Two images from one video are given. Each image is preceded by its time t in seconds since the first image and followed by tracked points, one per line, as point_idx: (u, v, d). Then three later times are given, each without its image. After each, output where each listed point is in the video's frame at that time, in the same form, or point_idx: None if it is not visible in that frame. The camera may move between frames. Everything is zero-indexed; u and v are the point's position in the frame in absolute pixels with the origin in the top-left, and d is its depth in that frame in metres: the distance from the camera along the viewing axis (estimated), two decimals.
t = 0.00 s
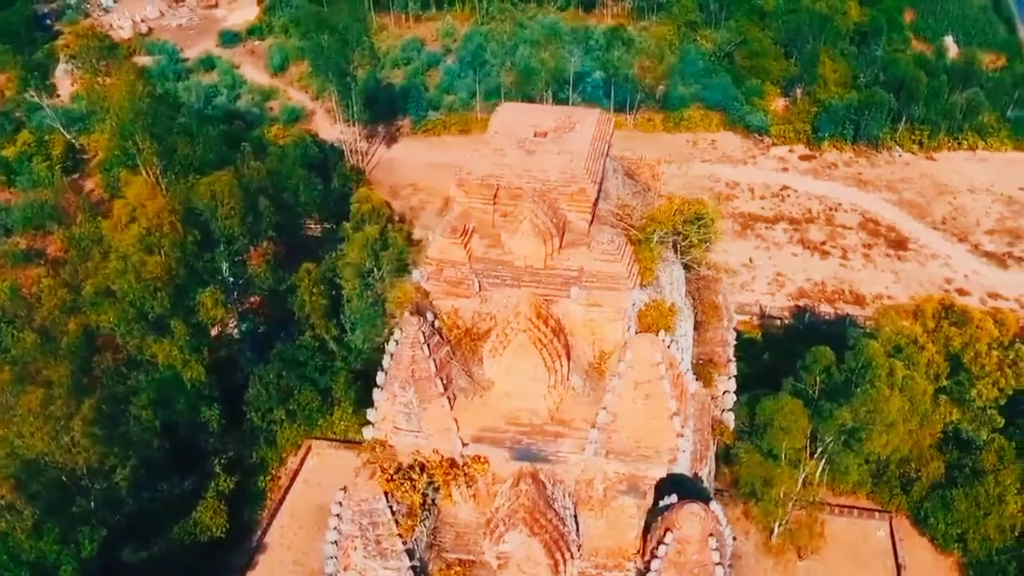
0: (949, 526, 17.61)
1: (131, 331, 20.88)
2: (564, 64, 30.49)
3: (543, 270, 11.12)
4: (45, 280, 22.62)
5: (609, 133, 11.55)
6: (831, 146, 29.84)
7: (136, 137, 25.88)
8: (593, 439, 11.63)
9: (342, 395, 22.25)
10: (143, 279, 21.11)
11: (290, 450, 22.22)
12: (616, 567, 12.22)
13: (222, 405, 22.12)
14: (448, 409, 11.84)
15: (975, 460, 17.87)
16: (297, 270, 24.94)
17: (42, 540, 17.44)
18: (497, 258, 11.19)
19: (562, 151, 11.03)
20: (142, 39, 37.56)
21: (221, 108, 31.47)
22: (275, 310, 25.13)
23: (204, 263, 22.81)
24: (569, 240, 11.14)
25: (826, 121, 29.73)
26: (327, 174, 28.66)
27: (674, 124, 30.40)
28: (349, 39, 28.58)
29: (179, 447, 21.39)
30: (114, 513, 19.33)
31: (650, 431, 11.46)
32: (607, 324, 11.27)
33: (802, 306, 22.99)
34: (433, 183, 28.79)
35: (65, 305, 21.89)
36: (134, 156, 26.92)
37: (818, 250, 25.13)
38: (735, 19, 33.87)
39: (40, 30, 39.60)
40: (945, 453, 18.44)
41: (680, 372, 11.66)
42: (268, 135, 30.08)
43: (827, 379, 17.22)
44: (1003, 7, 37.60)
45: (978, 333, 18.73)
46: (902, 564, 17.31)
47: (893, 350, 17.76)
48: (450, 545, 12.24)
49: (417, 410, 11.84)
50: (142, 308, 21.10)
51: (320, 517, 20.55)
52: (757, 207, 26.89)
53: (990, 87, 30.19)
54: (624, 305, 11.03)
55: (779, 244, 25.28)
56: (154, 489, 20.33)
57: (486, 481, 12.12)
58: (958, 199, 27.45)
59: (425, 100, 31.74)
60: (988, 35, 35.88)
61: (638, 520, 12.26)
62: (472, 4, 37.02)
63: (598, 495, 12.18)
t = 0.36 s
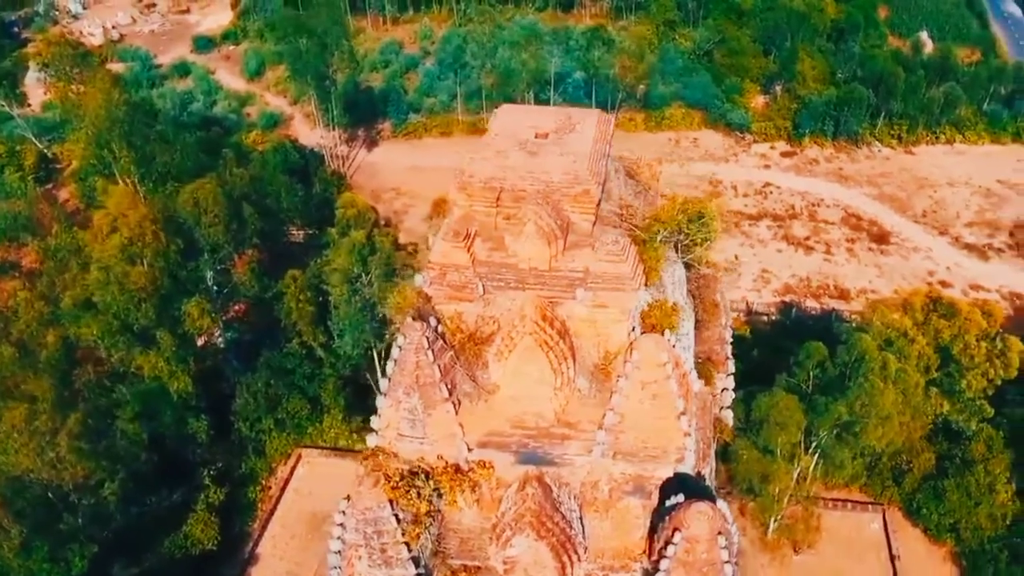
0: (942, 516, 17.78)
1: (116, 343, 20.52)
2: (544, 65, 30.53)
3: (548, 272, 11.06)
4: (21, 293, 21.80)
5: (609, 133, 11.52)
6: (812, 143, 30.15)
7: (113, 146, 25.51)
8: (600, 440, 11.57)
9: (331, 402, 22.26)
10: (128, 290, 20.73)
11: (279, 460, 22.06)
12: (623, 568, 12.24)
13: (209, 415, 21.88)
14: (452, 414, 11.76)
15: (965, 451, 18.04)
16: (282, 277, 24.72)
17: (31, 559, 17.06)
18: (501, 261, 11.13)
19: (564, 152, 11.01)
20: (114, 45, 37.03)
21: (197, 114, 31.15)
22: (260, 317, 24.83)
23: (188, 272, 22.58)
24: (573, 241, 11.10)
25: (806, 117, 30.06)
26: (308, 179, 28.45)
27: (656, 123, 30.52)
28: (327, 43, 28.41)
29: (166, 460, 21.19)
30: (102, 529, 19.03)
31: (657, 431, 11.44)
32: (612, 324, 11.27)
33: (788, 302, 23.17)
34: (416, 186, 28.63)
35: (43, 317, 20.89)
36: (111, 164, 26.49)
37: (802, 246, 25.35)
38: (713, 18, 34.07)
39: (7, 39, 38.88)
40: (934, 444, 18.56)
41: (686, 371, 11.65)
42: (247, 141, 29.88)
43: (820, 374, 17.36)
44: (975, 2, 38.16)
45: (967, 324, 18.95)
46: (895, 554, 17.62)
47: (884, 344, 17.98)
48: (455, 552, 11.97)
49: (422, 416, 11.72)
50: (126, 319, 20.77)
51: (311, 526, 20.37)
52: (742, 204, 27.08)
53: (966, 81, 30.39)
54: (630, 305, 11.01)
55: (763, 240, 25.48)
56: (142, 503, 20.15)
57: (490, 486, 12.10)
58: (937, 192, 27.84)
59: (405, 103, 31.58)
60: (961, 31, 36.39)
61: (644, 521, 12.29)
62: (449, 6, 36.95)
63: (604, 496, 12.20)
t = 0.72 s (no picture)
0: (935, 508, 17.98)
1: (104, 354, 20.31)
2: (527, 66, 30.54)
3: (553, 274, 11.00)
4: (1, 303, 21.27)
5: (610, 134, 11.49)
6: (795, 140, 30.41)
7: (93, 153, 25.12)
8: (607, 441, 11.52)
9: (322, 408, 22.18)
10: (114, 300, 20.39)
11: (270, 469, 21.92)
12: (630, 569, 12.54)
13: (199, 425, 21.72)
14: (458, 418, 11.63)
15: (957, 442, 18.17)
16: (270, 284, 24.68)
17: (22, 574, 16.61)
18: (505, 263, 11.06)
19: (567, 152, 10.97)
20: (89, 52, 36.60)
21: (177, 120, 30.94)
22: (246, 324, 24.32)
23: (174, 281, 22.17)
24: (577, 242, 11.07)
25: (789, 115, 30.32)
26: (292, 184, 28.35)
27: (640, 122, 30.61)
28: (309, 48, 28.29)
29: (156, 472, 21.07)
30: (93, 543, 18.71)
31: (664, 431, 11.44)
32: (618, 324, 11.30)
33: (776, 298, 23.34)
34: (400, 189, 28.50)
35: (23, 329, 20.54)
36: (91, 172, 26.12)
37: (788, 242, 25.55)
38: (694, 16, 34.23)
39: None
40: (926, 436, 18.73)
41: (691, 370, 11.67)
42: (227, 147, 29.79)
43: (815, 369, 17.48)
44: None
45: (958, 318, 19.00)
46: (891, 547, 17.81)
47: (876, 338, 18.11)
48: (460, 557, 12.27)
49: (427, 421, 11.60)
50: (113, 330, 20.47)
51: (305, 535, 20.24)
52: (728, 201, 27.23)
53: (946, 76, 30.67)
54: (636, 305, 11.00)
55: (750, 238, 25.67)
56: (134, 516, 20.00)
57: (494, 489, 12.04)
58: (920, 186, 28.17)
59: (388, 106, 31.49)
60: (938, 27, 36.82)
61: (650, 521, 12.54)
62: (429, 7, 36.93)
63: (609, 497, 12.41)
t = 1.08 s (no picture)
0: (926, 498, 18.13)
1: (87, 367, 20.07)
2: (508, 68, 30.58)
3: (557, 274, 10.94)
4: None
5: (610, 133, 11.54)
6: (775, 136, 30.65)
7: (69, 162, 24.61)
8: (613, 442, 11.50)
9: (310, 416, 21.80)
10: (96, 312, 20.07)
11: (259, 479, 21.47)
12: (634, 568, 12.63)
13: (186, 436, 21.40)
14: (462, 422, 11.50)
15: (945, 433, 18.36)
16: (254, 292, 24.64)
17: None
18: (509, 265, 10.98)
19: (568, 152, 10.97)
20: (60, 59, 36.12)
21: (152, 127, 30.64)
22: (231, 334, 24.09)
23: (157, 291, 21.91)
24: (580, 242, 11.04)
25: (770, 112, 30.55)
26: (272, 190, 28.21)
27: (622, 121, 30.72)
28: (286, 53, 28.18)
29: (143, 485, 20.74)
30: (81, 560, 18.27)
31: (670, 430, 11.44)
32: (621, 323, 11.28)
33: (762, 294, 23.47)
34: (382, 194, 28.35)
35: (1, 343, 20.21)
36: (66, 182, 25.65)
37: (772, 238, 25.75)
38: (673, 15, 34.47)
39: None
40: (915, 428, 18.92)
41: (695, 368, 11.64)
42: (205, 154, 29.71)
43: (808, 363, 17.69)
44: None
45: (946, 309, 19.44)
46: (884, 538, 17.92)
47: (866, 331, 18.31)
48: (464, 562, 12.34)
49: (430, 425, 11.48)
50: (96, 343, 20.26)
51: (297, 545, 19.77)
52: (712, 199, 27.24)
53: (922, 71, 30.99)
54: (640, 303, 10.95)
55: (735, 234, 25.81)
56: (122, 531, 19.68)
57: (498, 493, 12.03)
58: (900, 180, 28.52)
59: (367, 109, 31.56)
60: (913, 23, 37.24)
61: (653, 520, 12.58)
62: (406, 10, 37.13)
63: (614, 496, 12.40)
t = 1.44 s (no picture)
0: (916, 490, 18.30)
1: (71, 380, 19.88)
2: (489, 69, 30.53)
3: (558, 275, 10.90)
4: None
5: (607, 132, 11.54)
6: (757, 134, 30.85)
7: (43, 172, 24.13)
8: (616, 442, 11.42)
9: (299, 423, 21.64)
10: (79, 324, 19.59)
11: (248, 489, 21.37)
12: (637, 568, 12.62)
13: (173, 448, 21.05)
14: (464, 425, 11.44)
15: (933, 424, 18.50)
16: (239, 299, 24.46)
17: None
18: (509, 266, 10.90)
19: (567, 152, 10.95)
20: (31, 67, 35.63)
21: (128, 135, 30.32)
22: (218, 341, 24.27)
23: (140, 301, 21.56)
24: (581, 242, 11.01)
25: (751, 109, 30.71)
26: (252, 197, 27.97)
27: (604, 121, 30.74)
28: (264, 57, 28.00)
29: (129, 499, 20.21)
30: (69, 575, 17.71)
31: (672, 428, 11.41)
32: (623, 323, 11.31)
33: (749, 291, 23.58)
34: (364, 198, 28.33)
35: None
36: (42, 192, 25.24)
37: (756, 235, 25.92)
38: (652, 14, 34.59)
39: None
40: (903, 421, 19.00)
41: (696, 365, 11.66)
42: (182, 160, 29.45)
43: (800, 358, 17.76)
44: None
45: (933, 302, 19.69)
46: (876, 530, 18.07)
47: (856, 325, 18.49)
48: (465, 566, 12.25)
49: (432, 430, 11.42)
50: (79, 355, 19.82)
51: (287, 554, 19.58)
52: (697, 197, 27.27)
53: (901, 67, 30.97)
54: (642, 302, 10.94)
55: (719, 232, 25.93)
56: (110, 545, 18.98)
57: (499, 496, 12.13)
58: (881, 175, 28.82)
59: (347, 113, 31.50)
60: (889, 19, 37.55)
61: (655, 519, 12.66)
62: (384, 13, 37.16)
63: (615, 496, 12.50)
